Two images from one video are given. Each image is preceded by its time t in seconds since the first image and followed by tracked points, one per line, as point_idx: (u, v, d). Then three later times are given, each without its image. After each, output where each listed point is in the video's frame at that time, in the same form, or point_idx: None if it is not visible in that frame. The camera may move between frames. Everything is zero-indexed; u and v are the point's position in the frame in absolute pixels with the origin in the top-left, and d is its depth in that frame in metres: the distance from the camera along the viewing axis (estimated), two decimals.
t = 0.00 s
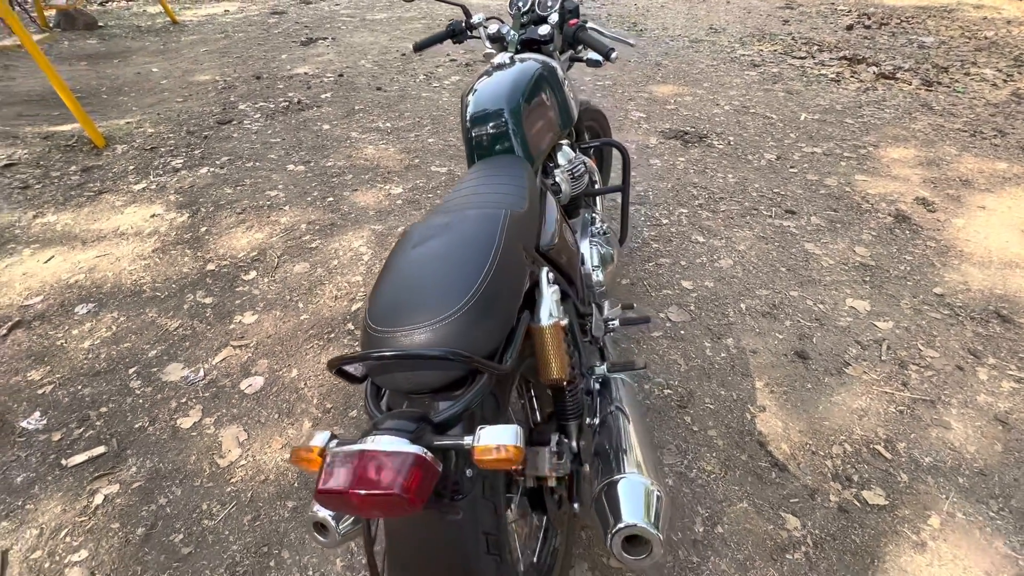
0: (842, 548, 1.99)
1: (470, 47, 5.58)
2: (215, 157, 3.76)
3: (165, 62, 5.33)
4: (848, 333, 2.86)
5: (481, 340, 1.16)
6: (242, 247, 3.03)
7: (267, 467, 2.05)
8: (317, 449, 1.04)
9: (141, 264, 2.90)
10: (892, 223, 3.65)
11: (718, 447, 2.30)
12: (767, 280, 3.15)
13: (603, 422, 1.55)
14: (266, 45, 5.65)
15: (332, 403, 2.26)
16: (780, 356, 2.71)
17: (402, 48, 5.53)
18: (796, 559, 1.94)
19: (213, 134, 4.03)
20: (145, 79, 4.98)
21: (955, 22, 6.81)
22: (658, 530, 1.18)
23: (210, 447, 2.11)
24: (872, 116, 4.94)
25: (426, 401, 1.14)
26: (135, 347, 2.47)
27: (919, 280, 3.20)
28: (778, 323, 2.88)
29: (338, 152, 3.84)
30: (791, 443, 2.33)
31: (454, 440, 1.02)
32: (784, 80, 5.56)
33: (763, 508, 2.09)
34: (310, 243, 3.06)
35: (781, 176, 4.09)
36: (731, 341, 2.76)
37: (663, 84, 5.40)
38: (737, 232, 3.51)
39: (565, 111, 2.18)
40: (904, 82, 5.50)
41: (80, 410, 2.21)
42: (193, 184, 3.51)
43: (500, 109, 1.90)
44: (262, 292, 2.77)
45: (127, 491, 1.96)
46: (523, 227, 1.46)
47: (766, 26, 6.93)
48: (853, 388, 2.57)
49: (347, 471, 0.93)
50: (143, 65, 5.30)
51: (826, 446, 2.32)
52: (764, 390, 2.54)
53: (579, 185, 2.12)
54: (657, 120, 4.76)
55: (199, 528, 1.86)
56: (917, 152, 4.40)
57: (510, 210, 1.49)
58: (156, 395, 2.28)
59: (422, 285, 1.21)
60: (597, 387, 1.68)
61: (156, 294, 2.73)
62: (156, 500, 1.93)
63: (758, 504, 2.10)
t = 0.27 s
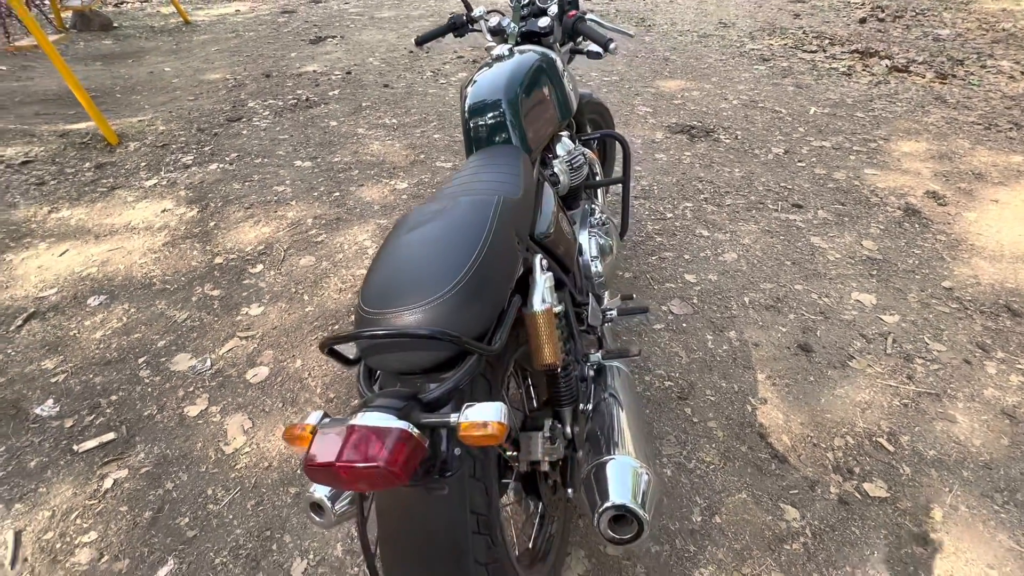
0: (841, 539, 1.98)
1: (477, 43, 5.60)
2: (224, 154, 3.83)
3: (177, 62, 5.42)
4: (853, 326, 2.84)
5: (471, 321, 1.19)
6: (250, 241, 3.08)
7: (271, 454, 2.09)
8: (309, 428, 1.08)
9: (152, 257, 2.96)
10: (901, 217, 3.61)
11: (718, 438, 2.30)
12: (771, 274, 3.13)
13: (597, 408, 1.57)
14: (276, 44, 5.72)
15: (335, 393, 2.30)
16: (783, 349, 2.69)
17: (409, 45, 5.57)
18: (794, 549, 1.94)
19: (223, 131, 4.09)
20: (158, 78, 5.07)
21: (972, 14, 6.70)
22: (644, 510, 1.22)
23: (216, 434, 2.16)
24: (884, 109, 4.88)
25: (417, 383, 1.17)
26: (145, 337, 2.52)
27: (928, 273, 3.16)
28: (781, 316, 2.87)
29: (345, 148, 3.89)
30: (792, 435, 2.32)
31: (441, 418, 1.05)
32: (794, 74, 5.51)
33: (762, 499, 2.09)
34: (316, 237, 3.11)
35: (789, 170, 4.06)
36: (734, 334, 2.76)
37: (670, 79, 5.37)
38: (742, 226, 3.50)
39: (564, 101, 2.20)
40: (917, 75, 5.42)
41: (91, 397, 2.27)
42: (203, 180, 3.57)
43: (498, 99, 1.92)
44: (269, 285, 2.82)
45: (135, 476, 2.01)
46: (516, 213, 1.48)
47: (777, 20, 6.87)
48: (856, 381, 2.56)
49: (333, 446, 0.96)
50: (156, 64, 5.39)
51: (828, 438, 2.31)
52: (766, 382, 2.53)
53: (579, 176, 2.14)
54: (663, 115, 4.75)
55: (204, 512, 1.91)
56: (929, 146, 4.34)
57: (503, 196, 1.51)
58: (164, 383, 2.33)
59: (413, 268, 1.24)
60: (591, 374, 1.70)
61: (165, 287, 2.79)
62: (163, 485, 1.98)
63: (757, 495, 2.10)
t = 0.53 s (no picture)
0: (843, 532, 1.97)
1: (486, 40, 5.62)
2: (236, 149, 3.89)
3: (191, 60, 5.51)
4: (861, 321, 2.82)
5: (468, 305, 1.21)
6: (260, 234, 3.13)
7: (278, 441, 2.14)
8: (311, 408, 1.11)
9: (165, 250, 3.03)
10: (912, 212, 3.57)
11: (720, 431, 2.31)
12: (778, 269, 3.12)
13: (595, 394, 1.59)
14: (287, 42, 5.79)
15: (341, 382, 2.34)
16: (788, 343, 2.68)
17: (419, 43, 5.60)
18: (796, 541, 1.94)
19: (234, 127, 4.16)
20: (172, 76, 5.16)
21: (991, 8, 6.58)
22: (639, 492, 1.25)
23: (225, 422, 2.20)
24: (897, 104, 4.82)
25: (416, 365, 1.20)
26: (157, 328, 2.58)
27: (939, 269, 3.13)
28: (787, 311, 2.86)
29: (354, 144, 3.93)
30: (796, 428, 2.32)
31: (438, 398, 1.08)
32: (806, 70, 5.46)
33: (764, 491, 2.09)
34: (324, 231, 3.15)
35: (799, 165, 4.03)
36: (739, 328, 2.75)
37: (680, 75, 5.35)
38: (750, 221, 3.48)
39: (569, 93, 2.21)
40: (933, 69, 5.34)
41: (105, 385, 2.33)
42: (215, 175, 3.63)
43: (501, 91, 1.94)
44: (278, 277, 2.86)
45: (147, 461, 2.06)
46: (516, 200, 1.50)
47: (790, 15, 6.80)
48: (863, 376, 2.54)
49: (333, 423, 1.00)
50: (171, 62, 5.49)
51: (832, 432, 2.30)
52: (770, 376, 2.53)
53: (581, 168, 2.16)
54: (672, 111, 4.73)
55: (212, 497, 1.95)
56: (943, 141, 4.28)
57: (504, 185, 1.53)
58: (176, 372, 2.39)
59: (413, 254, 1.27)
60: (592, 362, 1.72)
61: (178, 278, 2.85)
62: (174, 470, 2.04)
63: (759, 487, 2.10)
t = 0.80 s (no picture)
0: (842, 527, 1.97)
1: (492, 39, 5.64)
2: (243, 146, 3.93)
3: (200, 59, 5.57)
4: (864, 318, 2.81)
5: (465, 293, 1.24)
6: (266, 230, 3.17)
7: (281, 432, 2.17)
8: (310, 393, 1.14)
9: (173, 244, 3.07)
10: (919, 210, 3.55)
11: (721, 426, 2.31)
12: (782, 266, 3.11)
13: (593, 384, 1.60)
14: (295, 40, 5.83)
15: (345, 375, 2.37)
16: (790, 340, 2.68)
17: (426, 41, 5.63)
18: (794, 536, 1.95)
19: (242, 125, 4.20)
20: (181, 74, 5.22)
21: (1004, 6, 6.52)
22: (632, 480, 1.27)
23: (230, 413, 2.24)
24: (905, 102, 4.78)
25: (413, 353, 1.22)
26: (165, 321, 2.63)
27: (944, 267, 3.11)
28: (790, 308, 2.86)
29: (359, 141, 3.96)
30: (797, 424, 2.32)
31: (433, 383, 1.10)
32: (813, 68, 5.43)
33: (764, 486, 2.09)
34: (329, 227, 3.18)
35: (804, 163, 4.02)
36: (741, 324, 2.75)
37: (686, 73, 5.34)
38: (754, 218, 3.48)
39: (570, 89, 2.22)
40: (942, 67, 5.30)
41: (114, 376, 2.37)
42: (223, 171, 3.68)
43: (502, 86, 1.95)
44: (283, 272, 2.90)
45: (153, 450, 2.10)
46: (514, 191, 1.52)
47: (798, 13, 6.77)
48: (865, 373, 2.54)
49: (330, 406, 1.02)
50: (180, 61, 5.55)
51: (833, 428, 2.30)
52: (772, 372, 2.53)
53: (583, 163, 2.17)
54: (678, 108, 4.73)
55: (217, 485, 1.99)
56: (951, 139, 4.25)
57: (503, 177, 1.55)
58: (183, 364, 2.43)
59: (412, 243, 1.29)
60: (590, 354, 1.73)
61: (185, 273, 2.89)
62: (179, 459, 2.07)
63: (758, 481, 2.11)
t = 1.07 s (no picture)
0: (840, 527, 1.97)
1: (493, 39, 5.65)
2: (244, 146, 3.94)
3: (202, 58, 5.59)
4: (863, 318, 2.81)
5: (461, 289, 1.24)
6: (266, 229, 3.18)
7: (280, 430, 2.17)
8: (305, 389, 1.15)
9: (173, 243, 3.08)
10: (919, 210, 3.54)
11: (719, 425, 2.31)
12: (782, 266, 3.11)
13: (589, 382, 1.61)
14: (297, 41, 5.85)
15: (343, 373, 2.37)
16: (790, 339, 2.68)
17: (427, 41, 5.64)
18: (792, 535, 1.94)
19: (243, 124, 4.21)
20: (183, 74, 5.23)
21: (1006, 7, 6.51)
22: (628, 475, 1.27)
23: (229, 410, 2.24)
24: (907, 103, 4.78)
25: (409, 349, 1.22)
26: (164, 319, 2.63)
27: (944, 267, 3.10)
28: (790, 307, 2.85)
29: (360, 141, 3.97)
30: (795, 424, 2.32)
31: (428, 379, 1.10)
32: (814, 68, 5.43)
33: (761, 485, 2.09)
34: (329, 226, 3.19)
35: (804, 163, 4.01)
36: (740, 324, 2.75)
37: (686, 73, 5.34)
38: (754, 218, 3.48)
39: (569, 87, 2.22)
40: (944, 68, 5.29)
41: (113, 374, 2.38)
42: (223, 170, 3.69)
43: (500, 85, 1.96)
44: (283, 271, 2.90)
45: (152, 447, 2.11)
46: (511, 188, 1.52)
47: (799, 14, 6.76)
48: (864, 372, 2.53)
49: (323, 401, 1.03)
50: (182, 61, 5.56)
51: (832, 428, 2.30)
52: (771, 372, 2.53)
53: (581, 162, 2.17)
54: (678, 109, 4.73)
55: (215, 483, 1.99)
56: (952, 139, 4.24)
57: (500, 174, 1.55)
58: (182, 362, 2.44)
59: (408, 240, 1.29)
60: (587, 352, 1.74)
61: (185, 271, 2.90)
62: (177, 456, 2.08)
63: (756, 481, 2.11)
